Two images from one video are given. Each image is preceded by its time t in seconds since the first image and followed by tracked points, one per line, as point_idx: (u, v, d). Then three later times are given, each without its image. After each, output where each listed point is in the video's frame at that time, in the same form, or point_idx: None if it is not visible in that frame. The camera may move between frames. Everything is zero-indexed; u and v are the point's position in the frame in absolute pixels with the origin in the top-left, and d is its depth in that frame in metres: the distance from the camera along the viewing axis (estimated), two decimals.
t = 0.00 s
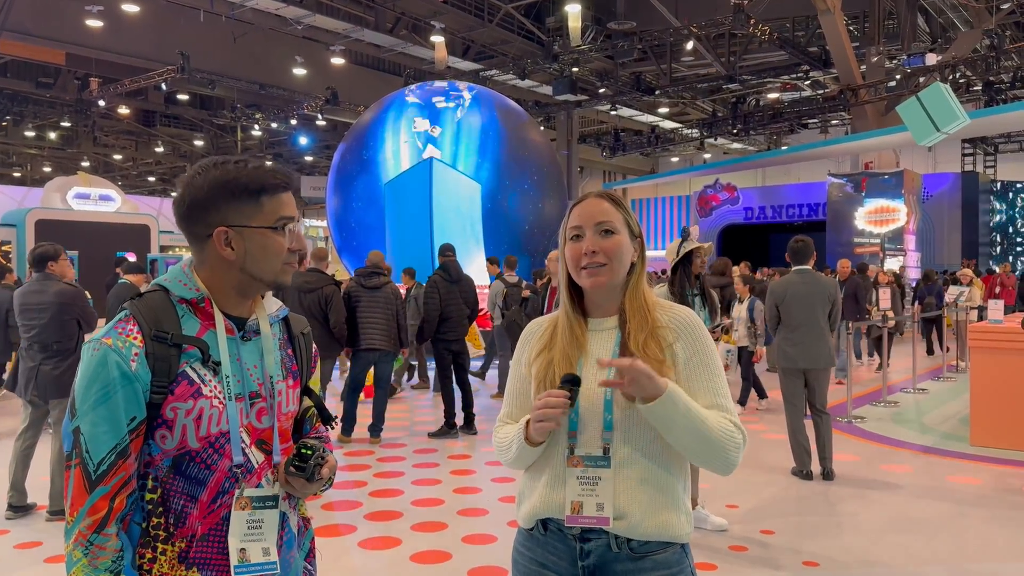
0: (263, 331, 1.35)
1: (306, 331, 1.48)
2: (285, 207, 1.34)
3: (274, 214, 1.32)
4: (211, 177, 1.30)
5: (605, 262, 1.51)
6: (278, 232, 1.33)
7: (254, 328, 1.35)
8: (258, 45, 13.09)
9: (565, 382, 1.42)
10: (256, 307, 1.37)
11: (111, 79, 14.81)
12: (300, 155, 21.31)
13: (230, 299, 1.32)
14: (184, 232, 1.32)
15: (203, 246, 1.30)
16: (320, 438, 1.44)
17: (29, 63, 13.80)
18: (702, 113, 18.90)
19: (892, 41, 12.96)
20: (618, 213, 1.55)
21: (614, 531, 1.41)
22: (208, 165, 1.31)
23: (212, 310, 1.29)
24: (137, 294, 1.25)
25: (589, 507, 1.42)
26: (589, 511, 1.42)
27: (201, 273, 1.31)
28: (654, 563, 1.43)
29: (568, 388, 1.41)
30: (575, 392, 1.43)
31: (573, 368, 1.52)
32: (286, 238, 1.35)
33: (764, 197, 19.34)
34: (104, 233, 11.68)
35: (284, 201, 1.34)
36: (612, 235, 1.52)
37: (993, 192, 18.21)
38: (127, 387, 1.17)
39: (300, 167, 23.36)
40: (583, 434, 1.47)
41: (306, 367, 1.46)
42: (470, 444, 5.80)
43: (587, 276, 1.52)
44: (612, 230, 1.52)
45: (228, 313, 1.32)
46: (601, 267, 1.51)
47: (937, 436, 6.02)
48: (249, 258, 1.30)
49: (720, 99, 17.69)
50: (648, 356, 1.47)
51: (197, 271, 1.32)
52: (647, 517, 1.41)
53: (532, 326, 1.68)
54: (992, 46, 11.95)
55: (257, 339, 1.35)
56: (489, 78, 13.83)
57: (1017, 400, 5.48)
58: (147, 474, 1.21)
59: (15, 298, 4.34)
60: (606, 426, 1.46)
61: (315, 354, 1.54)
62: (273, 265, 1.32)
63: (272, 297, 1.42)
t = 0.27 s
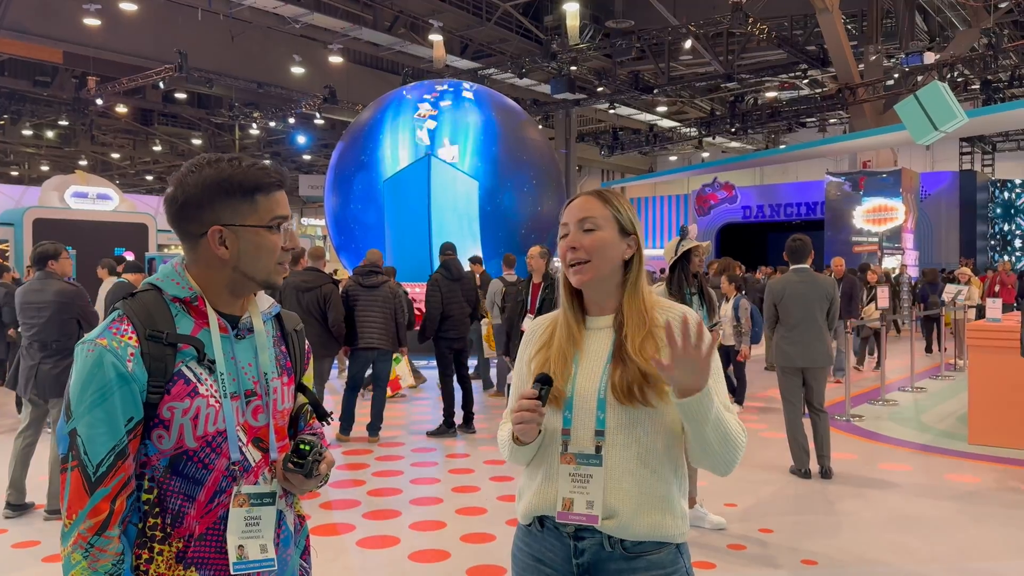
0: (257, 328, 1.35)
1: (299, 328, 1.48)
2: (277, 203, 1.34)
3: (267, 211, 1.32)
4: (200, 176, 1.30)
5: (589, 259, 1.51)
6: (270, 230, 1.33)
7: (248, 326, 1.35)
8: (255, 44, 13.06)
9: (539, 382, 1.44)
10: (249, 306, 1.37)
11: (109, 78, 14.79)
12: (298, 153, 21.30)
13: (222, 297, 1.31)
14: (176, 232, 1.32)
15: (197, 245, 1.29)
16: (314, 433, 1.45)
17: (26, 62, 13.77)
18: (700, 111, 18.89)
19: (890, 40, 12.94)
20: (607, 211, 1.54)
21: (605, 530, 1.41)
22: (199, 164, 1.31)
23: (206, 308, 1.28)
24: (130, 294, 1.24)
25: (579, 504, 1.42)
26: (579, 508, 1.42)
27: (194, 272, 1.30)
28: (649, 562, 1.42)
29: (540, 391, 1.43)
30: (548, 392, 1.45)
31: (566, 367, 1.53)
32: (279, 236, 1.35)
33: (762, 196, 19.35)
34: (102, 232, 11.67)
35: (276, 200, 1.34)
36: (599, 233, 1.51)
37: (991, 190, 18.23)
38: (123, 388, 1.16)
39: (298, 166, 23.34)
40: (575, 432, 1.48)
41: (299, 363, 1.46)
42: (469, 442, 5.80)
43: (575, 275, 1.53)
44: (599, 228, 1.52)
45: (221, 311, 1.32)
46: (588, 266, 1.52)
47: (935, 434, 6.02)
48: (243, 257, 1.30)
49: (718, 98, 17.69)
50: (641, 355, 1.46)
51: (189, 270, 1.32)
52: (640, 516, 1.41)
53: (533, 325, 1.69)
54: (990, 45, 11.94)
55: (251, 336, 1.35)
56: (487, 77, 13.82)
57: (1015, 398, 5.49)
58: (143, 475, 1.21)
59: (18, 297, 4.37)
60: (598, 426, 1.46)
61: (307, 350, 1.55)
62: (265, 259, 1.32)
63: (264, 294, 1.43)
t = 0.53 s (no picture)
0: (253, 326, 1.36)
1: (293, 325, 1.49)
2: (275, 202, 1.34)
3: (265, 209, 1.32)
4: (199, 173, 1.29)
5: (573, 263, 1.52)
6: (265, 229, 1.32)
7: (243, 324, 1.35)
8: (253, 42, 13.04)
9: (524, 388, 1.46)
10: (244, 304, 1.37)
11: (107, 76, 14.77)
12: (297, 152, 21.29)
13: (218, 296, 1.31)
14: (172, 230, 1.31)
15: (193, 242, 1.29)
16: (309, 431, 1.45)
17: (24, 60, 13.76)
18: (699, 110, 18.90)
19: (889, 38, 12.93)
20: (595, 214, 1.53)
21: (595, 531, 1.42)
22: (198, 161, 1.30)
23: (202, 306, 1.28)
24: (126, 292, 1.23)
25: (563, 503, 1.44)
26: (562, 506, 1.44)
27: (190, 270, 1.31)
28: (642, 563, 1.42)
29: (524, 396, 1.45)
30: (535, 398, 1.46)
31: (559, 368, 1.54)
32: (276, 234, 1.35)
33: (761, 195, 19.37)
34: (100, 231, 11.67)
35: (274, 196, 1.34)
36: (583, 237, 1.52)
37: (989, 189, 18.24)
38: (122, 387, 1.16)
39: (296, 165, 23.34)
40: (566, 431, 1.49)
41: (294, 361, 1.46)
42: (468, 441, 5.81)
43: (564, 278, 1.55)
44: (585, 232, 1.52)
45: (217, 309, 1.32)
46: (573, 270, 1.53)
47: (934, 433, 6.03)
48: (240, 255, 1.30)
49: (717, 97, 17.69)
50: (628, 359, 1.45)
51: (184, 268, 1.32)
52: (628, 518, 1.40)
53: (541, 321, 1.70)
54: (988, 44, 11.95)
55: (246, 334, 1.36)
56: (486, 75, 13.82)
57: (1014, 397, 5.49)
58: (140, 474, 1.20)
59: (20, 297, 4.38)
60: (588, 428, 1.46)
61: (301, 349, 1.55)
62: (263, 259, 1.32)
63: (258, 292, 1.44)
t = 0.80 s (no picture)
0: (248, 324, 1.36)
1: (287, 323, 1.49)
2: (271, 204, 1.34)
3: (263, 212, 1.32)
4: (192, 172, 1.28)
5: (565, 266, 1.52)
6: (261, 231, 1.32)
7: (239, 322, 1.35)
8: (253, 42, 13.03)
9: (523, 394, 1.45)
10: (238, 303, 1.37)
11: (106, 75, 14.76)
12: (296, 152, 21.28)
13: (214, 295, 1.31)
14: (166, 228, 1.31)
15: (188, 243, 1.29)
16: (305, 428, 1.45)
17: (23, 59, 13.74)
18: (699, 109, 18.90)
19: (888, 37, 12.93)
20: (586, 216, 1.52)
21: (597, 531, 1.41)
22: (194, 160, 1.29)
23: (198, 305, 1.28)
24: (120, 291, 1.23)
25: (563, 507, 1.42)
26: (562, 510, 1.42)
27: (185, 269, 1.30)
28: (642, 562, 1.41)
29: (525, 403, 1.44)
30: (535, 404, 1.45)
31: (556, 371, 1.53)
32: (273, 236, 1.35)
33: (761, 194, 19.37)
34: (99, 230, 11.66)
35: (275, 201, 1.35)
36: (574, 239, 1.51)
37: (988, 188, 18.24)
38: (121, 385, 1.15)
39: (296, 164, 23.32)
40: (566, 434, 1.48)
41: (289, 359, 1.46)
42: (467, 440, 5.81)
43: (557, 280, 1.55)
44: (575, 234, 1.51)
45: (213, 308, 1.32)
46: (566, 273, 1.52)
47: (933, 432, 6.03)
48: (234, 255, 1.29)
49: (716, 96, 17.69)
50: (625, 360, 1.44)
51: (179, 267, 1.31)
52: (629, 517, 1.40)
53: (536, 322, 1.70)
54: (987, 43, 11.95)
55: (242, 332, 1.35)
56: (485, 75, 13.82)
57: (1014, 396, 5.49)
58: (139, 473, 1.20)
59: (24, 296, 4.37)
60: (587, 432, 1.45)
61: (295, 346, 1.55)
62: (257, 258, 1.31)
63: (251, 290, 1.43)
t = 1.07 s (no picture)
0: (247, 324, 1.36)
1: (284, 323, 1.49)
2: (263, 202, 1.34)
3: (254, 209, 1.32)
4: (186, 172, 1.28)
5: (559, 269, 1.52)
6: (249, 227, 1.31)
7: (236, 321, 1.35)
8: (252, 41, 13.02)
9: (524, 400, 1.45)
10: (236, 301, 1.37)
11: (106, 75, 14.75)
12: (296, 151, 21.28)
13: (211, 295, 1.31)
14: (160, 228, 1.30)
15: (182, 242, 1.28)
16: (303, 429, 1.45)
17: (22, 59, 13.73)
18: (699, 108, 18.90)
19: (888, 36, 12.92)
20: (580, 218, 1.52)
21: (597, 532, 1.41)
22: (184, 159, 1.29)
23: (197, 304, 1.28)
24: (118, 291, 1.22)
25: (565, 510, 1.40)
26: (565, 513, 1.40)
27: (182, 268, 1.30)
28: (644, 563, 1.41)
29: (526, 409, 1.44)
30: (536, 409, 1.45)
31: (555, 374, 1.53)
32: (265, 233, 1.35)
33: (760, 193, 19.38)
34: (99, 229, 11.66)
35: (261, 194, 1.34)
36: (568, 242, 1.51)
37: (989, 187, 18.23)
38: (119, 385, 1.15)
39: (295, 163, 23.31)
40: (567, 436, 1.48)
41: (287, 360, 1.47)
42: (467, 439, 5.81)
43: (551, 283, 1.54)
44: (569, 236, 1.51)
45: (212, 308, 1.32)
46: (561, 276, 1.52)
47: (933, 431, 6.02)
48: (229, 254, 1.29)
49: (716, 95, 17.69)
50: (624, 361, 1.44)
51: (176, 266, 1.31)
52: (632, 518, 1.40)
53: (530, 325, 1.69)
54: (987, 42, 11.96)
55: (240, 332, 1.35)
56: (485, 74, 13.82)
57: (1014, 396, 5.49)
58: (138, 473, 1.19)
59: (25, 294, 4.33)
60: (588, 434, 1.46)
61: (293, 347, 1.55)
62: (252, 260, 1.31)
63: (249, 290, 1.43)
